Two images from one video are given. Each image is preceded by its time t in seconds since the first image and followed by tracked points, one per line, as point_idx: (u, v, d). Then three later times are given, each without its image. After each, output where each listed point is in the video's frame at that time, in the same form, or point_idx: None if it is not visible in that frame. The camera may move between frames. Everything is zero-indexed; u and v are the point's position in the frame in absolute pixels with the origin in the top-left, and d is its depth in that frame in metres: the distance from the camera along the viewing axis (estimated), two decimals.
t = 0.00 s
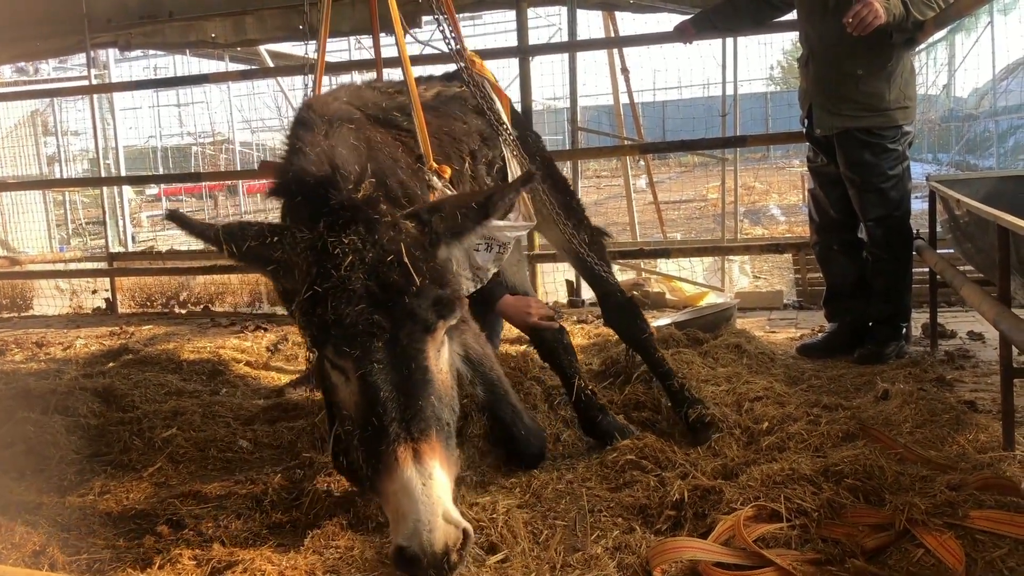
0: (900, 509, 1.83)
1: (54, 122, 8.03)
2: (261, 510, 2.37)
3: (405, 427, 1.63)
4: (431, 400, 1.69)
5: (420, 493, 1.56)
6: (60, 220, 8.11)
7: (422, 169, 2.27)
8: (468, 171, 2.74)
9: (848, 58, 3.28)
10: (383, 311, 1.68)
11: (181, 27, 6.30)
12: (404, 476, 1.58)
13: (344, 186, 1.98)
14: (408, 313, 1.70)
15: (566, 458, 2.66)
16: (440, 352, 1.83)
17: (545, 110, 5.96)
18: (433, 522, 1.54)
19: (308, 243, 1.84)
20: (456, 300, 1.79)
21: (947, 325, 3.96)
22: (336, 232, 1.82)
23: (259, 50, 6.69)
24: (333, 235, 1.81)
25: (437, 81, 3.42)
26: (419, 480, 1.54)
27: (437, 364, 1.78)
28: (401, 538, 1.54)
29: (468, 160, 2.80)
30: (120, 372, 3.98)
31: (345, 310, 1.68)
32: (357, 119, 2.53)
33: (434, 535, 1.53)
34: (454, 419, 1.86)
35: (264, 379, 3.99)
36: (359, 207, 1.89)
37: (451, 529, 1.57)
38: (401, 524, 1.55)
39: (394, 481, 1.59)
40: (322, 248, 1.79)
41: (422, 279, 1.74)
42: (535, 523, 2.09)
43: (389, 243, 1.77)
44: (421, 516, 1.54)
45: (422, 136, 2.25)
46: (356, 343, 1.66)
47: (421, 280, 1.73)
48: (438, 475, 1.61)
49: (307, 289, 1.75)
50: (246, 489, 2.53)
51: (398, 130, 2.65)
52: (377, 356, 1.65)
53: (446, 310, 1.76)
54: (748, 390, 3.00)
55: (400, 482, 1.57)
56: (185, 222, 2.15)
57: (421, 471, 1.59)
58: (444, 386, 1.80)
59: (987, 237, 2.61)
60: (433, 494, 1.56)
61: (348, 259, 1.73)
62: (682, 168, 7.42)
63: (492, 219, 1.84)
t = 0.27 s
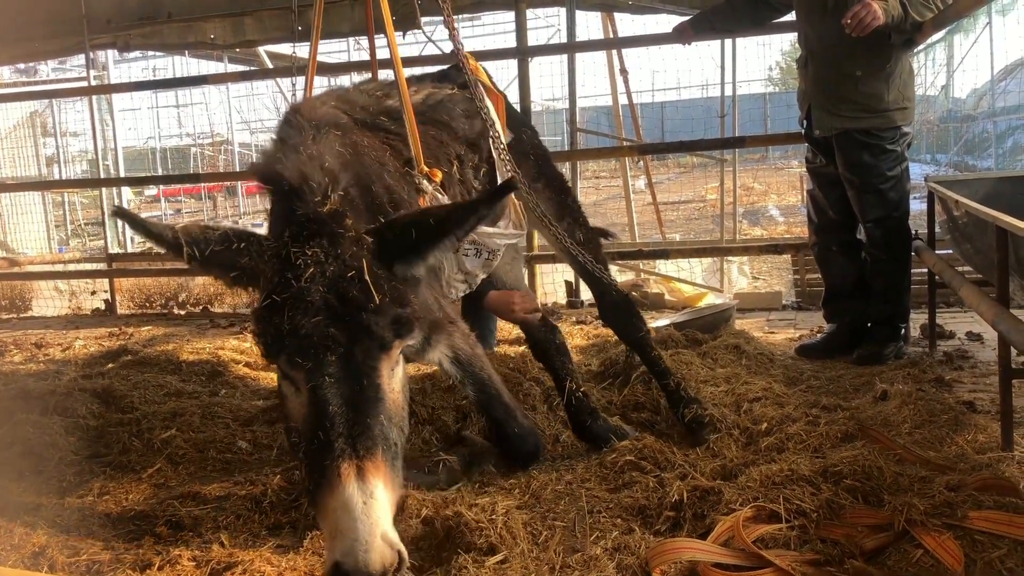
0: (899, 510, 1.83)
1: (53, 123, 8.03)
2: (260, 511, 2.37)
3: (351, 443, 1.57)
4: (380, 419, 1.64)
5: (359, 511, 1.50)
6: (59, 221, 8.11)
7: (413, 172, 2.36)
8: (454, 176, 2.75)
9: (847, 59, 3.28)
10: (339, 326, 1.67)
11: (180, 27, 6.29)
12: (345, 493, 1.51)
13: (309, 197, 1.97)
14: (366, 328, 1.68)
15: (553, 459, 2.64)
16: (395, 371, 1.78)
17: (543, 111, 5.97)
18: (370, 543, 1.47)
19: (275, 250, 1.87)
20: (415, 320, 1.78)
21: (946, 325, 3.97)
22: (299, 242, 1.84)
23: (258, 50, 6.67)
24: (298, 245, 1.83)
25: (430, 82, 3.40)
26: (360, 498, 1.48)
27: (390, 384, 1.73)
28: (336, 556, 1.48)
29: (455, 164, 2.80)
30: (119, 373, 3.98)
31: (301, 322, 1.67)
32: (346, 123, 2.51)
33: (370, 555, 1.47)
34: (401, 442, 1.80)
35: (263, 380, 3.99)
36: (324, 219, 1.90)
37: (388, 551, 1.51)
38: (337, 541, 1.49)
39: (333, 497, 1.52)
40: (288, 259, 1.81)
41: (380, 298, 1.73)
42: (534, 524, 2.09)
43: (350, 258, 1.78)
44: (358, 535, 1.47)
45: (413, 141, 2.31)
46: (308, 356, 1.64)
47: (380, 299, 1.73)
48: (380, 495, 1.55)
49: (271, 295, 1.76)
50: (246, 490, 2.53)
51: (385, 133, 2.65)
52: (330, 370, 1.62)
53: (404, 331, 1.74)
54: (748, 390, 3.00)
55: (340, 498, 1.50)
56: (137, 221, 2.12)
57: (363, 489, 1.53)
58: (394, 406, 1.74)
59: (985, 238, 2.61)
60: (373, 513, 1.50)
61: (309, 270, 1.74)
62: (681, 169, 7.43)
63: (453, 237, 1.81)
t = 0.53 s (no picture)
0: (898, 509, 1.83)
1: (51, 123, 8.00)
2: (259, 511, 2.36)
3: (347, 425, 1.64)
4: (372, 401, 1.71)
5: (359, 490, 1.56)
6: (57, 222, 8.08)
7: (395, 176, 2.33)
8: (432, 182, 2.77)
9: (846, 58, 3.28)
10: (329, 313, 1.72)
11: (179, 27, 6.26)
12: (343, 473, 1.57)
13: (290, 190, 1.99)
14: (354, 313, 1.73)
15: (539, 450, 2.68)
16: (382, 355, 1.85)
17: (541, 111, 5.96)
18: (372, 519, 1.55)
19: (253, 242, 1.88)
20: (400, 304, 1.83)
21: (945, 324, 3.97)
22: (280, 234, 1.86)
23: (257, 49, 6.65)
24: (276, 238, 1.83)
25: (416, 88, 3.40)
26: (362, 477, 1.55)
27: (379, 367, 1.81)
28: (338, 534, 1.54)
29: (433, 168, 2.82)
30: (117, 373, 3.97)
31: (289, 309, 1.70)
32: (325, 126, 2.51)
33: (372, 530, 1.54)
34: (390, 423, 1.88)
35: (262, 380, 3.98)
36: (307, 210, 1.91)
37: (388, 526, 1.58)
38: (338, 520, 1.55)
39: (332, 478, 1.58)
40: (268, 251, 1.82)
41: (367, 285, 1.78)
42: (534, 524, 2.08)
43: (334, 246, 1.81)
44: (360, 513, 1.54)
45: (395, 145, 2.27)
46: (300, 342, 1.69)
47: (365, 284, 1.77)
48: (377, 473, 1.62)
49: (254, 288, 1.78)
50: (244, 489, 2.52)
51: (364, 136, 2.66)
52: (321, 355, 1.68)
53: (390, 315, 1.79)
54: (747, 390, 3.00)
55: (340, 478, 1.56)
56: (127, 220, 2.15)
57: (361, 469, 1.59)
58: (384, 388, 1.82)
59: (984, 237, 2.61)
60: (373, 491, 1.57)
61: (293, 260, 1.76)
62: (679, 168, 7.42)
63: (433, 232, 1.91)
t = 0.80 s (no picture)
0: (896, 507, 1.83)
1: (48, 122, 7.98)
2: (257, 510, 2.36)
3: (310, 442, 1.61)
4: (335, 414, 1.69)
5: (327, 505, 1.57)
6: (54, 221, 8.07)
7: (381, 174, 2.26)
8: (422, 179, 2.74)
9: (843, 56, 3.28)
10: (285, 333, 1.66)
11: (176, 26, 6.23)
12: (309, 490, 1.57)
13: (243, 198, 1.97)
14: (310, 333, 1.68)
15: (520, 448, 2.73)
16: (342, 367, 1.83)
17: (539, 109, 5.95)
18: (339, 532, 1.56)
19: (208, 259, 1.86)
20: (359, 313, 1.79)
21: (942, 322, 3.97)
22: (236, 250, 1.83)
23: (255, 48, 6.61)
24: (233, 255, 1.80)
25: (406, 83, 3.37)
26: (326, 493, 1.55)
27: (339, 380, 1.78)
28: (308, 547, 1.56)
29: (420, 163, 2.79)
30: (115, 373, 3.96)
31: (245, 334, 1.65)
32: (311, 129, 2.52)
33: (340, 542, 1.56)
34: (357, 428, 1.87)
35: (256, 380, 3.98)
36: (259, 226, 1.88)
37: (357, 536, 1.60)
38: (307, 534, 1.57)
39: (298, 494, 1.58)
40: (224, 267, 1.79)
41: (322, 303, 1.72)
42: (532, 522, 2.08)
43: (287, 262, 1.77)
44: (327, 528, 1.55)
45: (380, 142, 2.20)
46: (258, 365, 1.63)
47: (320, 304, 1.72)
48: (343, 486, 1.62)
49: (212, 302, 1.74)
50: (242, 489, 2.52)
51: (350, 133, 2.67)
52: (281, 377, 1.63)
53: (349, 327, 1.75)
54: (745, 388, 3.00)
55: (305, 495, 1.57)
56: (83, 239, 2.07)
57: (327, 484, 1.59)
58: (348, 397, 1.80)
59: (982, 234, 2.61)
60: (339, 505, 1.58)
61: (246, 281, 1.72)
62: (677, 167, 7.43)
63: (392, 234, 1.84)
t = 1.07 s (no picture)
0: (893, 503, 1.83)
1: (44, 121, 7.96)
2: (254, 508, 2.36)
3: (217, 445, 1.56)
4: (249, 417, 1.62)
5: (224, 509, 1.54)
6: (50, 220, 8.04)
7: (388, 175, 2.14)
8: (428, 178, 2.73)
9: (839, 53, 3.28)
10: (208, 329, 1.61)
11: (171, 25, 6.18)
12: (210, 490, 1.55)
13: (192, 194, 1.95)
14: (231, 334, 1.62)
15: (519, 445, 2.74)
16: (271, 368, 1.73)
17: (536, 106, 5.94)
18: (234, 537, 1.55)
19: (155, 240, 1.83)
20: (292, 320, 1.72)
21: (939, 318, 3.98)
22: (179, 237, 1.78)
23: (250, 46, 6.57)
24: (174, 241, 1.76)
25: (412, 78, 3.33)
26: (223, 500, 1.52)
27: (264, 386, 1.69)
28: (206, 541, 1.57)
29: (428, 164, 2.79)
30: (112, 372, 3.95)
31: (167, 323, 1.61)
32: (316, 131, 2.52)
33: (232, 546, 1.55)
34: (281, 426, 1.78)
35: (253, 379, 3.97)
36: (197, 218, 1.83)
37: (252, 542, 1.58)
38: (206, 528, 1.57)
39: (201, 490, 1.57)
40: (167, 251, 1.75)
41: (250, 306, 1.66)
42: (530, 520, 2.08)
43: (224, 256, 1.71)
44: (223, 530, 1.54)
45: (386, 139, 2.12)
46: (177, 358, 1.59)
47: (247, 304, 1.65)
48: (247, 490, 1.58)
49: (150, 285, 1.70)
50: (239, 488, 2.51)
51: (356, 134, 2.64)
52: (199, 373, 1.58)
53: (278, 331, 1.68)
54: (742, 384, 3.00)
55: (205, 494, 1.54)
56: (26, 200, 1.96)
57: (229, 487, 1.55)
58: (271, 399, 1.71)
59: (978, 231, 2.62)
60: (237, 512, 1.55)
61: (179, 271, 1.67)
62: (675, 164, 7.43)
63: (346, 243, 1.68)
